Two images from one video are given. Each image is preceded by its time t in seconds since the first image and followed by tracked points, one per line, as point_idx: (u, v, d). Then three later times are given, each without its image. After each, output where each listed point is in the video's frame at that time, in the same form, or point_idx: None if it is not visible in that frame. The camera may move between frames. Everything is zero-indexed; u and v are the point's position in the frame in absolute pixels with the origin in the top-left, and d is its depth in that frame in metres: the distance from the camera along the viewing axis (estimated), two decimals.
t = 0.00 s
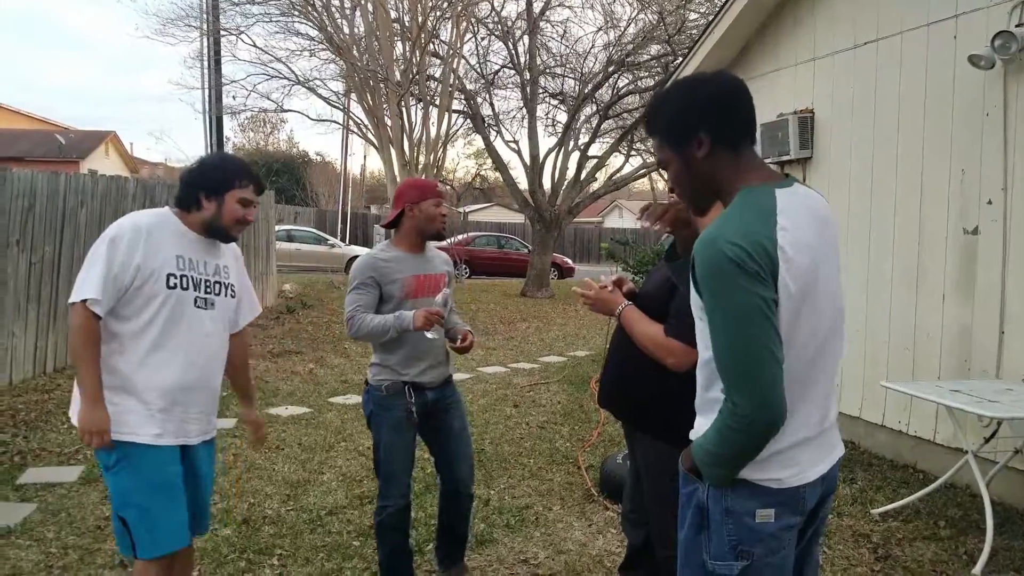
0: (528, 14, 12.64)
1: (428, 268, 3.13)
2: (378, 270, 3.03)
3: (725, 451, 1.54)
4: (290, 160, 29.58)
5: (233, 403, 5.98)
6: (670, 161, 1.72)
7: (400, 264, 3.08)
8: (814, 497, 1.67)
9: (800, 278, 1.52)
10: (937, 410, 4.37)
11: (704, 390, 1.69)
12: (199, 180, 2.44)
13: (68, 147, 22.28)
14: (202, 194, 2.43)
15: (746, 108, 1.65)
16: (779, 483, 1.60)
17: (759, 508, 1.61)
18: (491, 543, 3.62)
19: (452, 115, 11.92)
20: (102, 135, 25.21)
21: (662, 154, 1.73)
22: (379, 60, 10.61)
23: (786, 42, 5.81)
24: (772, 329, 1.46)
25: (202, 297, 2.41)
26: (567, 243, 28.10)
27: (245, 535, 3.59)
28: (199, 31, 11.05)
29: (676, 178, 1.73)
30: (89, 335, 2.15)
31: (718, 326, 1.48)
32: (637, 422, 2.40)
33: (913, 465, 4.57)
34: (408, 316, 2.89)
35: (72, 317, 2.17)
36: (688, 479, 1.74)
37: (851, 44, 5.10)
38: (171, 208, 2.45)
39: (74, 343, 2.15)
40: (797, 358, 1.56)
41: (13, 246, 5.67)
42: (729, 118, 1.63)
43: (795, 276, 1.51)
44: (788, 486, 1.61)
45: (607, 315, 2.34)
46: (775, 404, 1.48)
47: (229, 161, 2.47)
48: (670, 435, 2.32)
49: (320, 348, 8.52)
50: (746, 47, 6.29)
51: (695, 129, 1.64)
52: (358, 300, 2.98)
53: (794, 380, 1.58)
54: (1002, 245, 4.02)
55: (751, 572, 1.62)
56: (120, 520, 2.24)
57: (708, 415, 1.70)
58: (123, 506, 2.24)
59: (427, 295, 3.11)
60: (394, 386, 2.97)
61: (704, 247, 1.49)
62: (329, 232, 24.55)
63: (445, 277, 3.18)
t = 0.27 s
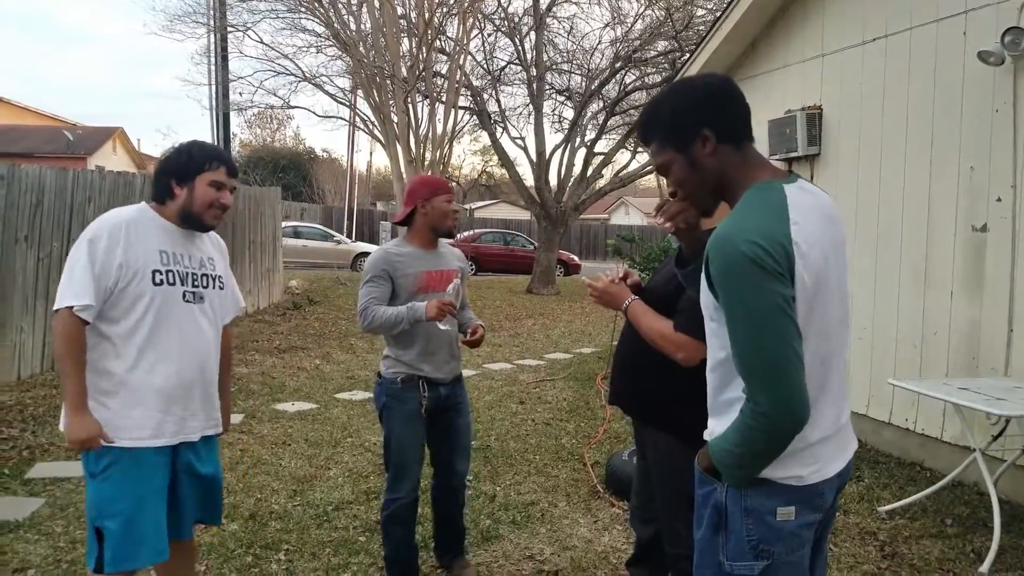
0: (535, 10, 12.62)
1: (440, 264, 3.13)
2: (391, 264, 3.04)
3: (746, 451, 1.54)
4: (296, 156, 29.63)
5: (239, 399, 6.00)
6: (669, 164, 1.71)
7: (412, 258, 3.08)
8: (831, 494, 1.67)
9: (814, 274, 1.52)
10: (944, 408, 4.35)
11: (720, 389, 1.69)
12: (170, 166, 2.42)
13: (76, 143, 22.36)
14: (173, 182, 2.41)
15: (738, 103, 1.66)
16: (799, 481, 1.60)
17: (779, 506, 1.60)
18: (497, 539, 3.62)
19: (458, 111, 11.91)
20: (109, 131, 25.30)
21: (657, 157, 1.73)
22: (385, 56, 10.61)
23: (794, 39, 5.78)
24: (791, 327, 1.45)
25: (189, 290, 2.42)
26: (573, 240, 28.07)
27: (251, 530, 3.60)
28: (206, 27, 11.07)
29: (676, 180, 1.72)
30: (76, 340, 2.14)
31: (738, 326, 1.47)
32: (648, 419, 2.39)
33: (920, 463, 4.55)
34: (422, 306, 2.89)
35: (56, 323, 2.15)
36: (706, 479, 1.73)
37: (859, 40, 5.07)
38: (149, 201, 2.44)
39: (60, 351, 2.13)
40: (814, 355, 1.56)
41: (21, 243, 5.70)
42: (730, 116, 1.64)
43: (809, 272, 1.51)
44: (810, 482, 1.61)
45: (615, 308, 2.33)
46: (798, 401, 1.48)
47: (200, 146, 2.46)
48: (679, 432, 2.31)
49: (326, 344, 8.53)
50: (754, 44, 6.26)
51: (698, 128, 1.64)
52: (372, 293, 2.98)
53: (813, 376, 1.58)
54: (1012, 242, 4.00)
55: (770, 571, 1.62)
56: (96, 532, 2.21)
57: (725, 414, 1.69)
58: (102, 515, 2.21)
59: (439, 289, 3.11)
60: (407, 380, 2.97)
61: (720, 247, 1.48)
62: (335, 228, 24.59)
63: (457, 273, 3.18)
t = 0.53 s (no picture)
0: (538, 7, 12.60)
1: (458, 260, 3.12)
2: (407, 258, 3.05)
3: (749, 449, 1.53)
4: (300, 153, 29.64)
5: (243, 396, 6.01)
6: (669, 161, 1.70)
7: (429, 254, 3.08)
8: (838, 492, 1.66)
9: (813, 270, 1.51)
10: (947, 406, 4.33)
11: (724, 387, 1.68)
12: (127, 163, 2.27)
13: (80, 139, 22.42)
14: (134, 180, 2.27)
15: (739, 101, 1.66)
16: (807, 476, 1.59)
17: (787, 503, 1.60)
18: (500, 536, 3.62)
19: (462, 108, 11.90)
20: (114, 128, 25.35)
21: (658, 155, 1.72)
22: (389, 53, 10.60)
23: (798, 36, 5.76)
24: (789, 326, 1.45)
25: (155, 294, 2.33)
26: (577, 237, 28.04)
27: (254, 527, 3.61)
28: (210, 24, 11.07)
29: (676, 177, 1.71)
30: (52, 371, 2.04)
31: (736, 326, 1.46)
32: (657, 417, 2.38)
33: (924, 460, 4.54)
34: (432, 305, 2.89)
35: (27, 357, 2.04)
36: (714, 475, 1.71)
37: (863, 37, 5.04)
38: (96, 200, 2.27)
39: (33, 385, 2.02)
40: (817, 352, 1.55)
41: (24, 240, 5.70)
42: (730, 114, 1.64)
43: (809, 270, 1.50)
44: (816, 479, 1.60)
45: (624, 308, 2.31)
46: (799, 400, 1.47)
47: (153, 137, 2.33)
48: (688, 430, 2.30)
49: (330, 341, 8.53)
50: (758, 40, 6.24)
51: (698, 124, 1.64)
52: (388, 287, 3.00)
53: (816, 374, 1.57)
54: (1015, 240, 3.99)
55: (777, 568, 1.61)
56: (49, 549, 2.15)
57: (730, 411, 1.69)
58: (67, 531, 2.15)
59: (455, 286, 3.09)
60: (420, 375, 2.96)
61: (716, 248, 1.48)
62: (339, 225, 24.61)
63: (475, 270, 3.17)
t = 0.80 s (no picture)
0: (539, 7, 12.59)
1: (464, 263, 3.13)
2: (412, 256, 3.06)
3: (743, 447, 1.53)
4: (300, 152, 29.64)
5: (242, 395, 6.01)
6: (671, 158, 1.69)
7: (434, 255, 3.09)
8: (840, 492, 1.65)
9: (806, 269, 1.50)
10: (946, 406, 4.33)
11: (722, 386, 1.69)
12: (100, 168, 2.16)
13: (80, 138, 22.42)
14: (109, 187, 2.17)
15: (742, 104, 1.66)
16: (806, 476, 1.59)
17: (787, 502, 1.59)
18: (499, 536, 3.62)
19: (462, 108, 11.90)
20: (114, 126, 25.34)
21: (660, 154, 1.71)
22: (389, 53, 10.59)
23: (798, 36, 5.75)
24: (779, 326, 1.45)
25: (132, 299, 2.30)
26: (577, 237, 28.03)
27: (253, 527, 3.60)
28: (210, 23, 11.05)
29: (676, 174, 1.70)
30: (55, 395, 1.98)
31: (727, 327, 1.47)
32: (658, 421, 2.38)
33: (923, 460, 4.53)
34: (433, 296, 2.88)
35: (25, 382, 1.96)
36: (716, 475, 1.71)
37: (863, 37, 5.03)
38: (62, 205, 2.15)
39: (34, 411, 1.96)
40: (813, 352, 1.54)
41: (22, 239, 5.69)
42: (730, 114, 1.64)
43: (801, 270, 1.49)
44: (815, 478, 1.59)
45: (622, 332, 2.29)
46: (790, 399, 1.47)
47: (123, 139, 2.22)
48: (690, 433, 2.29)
49: (329, 341, 8.52)
50: (758, 40, 6.23)
51: (699, 124, 1.64)
52: (392, 282, 3.00)
53: (811, 373, 1.56)
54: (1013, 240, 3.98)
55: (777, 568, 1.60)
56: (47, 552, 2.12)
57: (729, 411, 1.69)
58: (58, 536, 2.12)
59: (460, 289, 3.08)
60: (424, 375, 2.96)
61: (706, 248, 1.48)
62: (339, 224, 24.61)
63: (482, 275, 3.17)
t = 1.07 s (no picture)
0: (539, 9, 12.60)
1: (468, 264, 3.12)
2: (413, 255, 3.07)
3: (741, 444, 1.53)
4: (301, 154, 29.66)
5: (242, 396, 6.00)
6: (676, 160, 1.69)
7: (436, 255, 3.09)
8: (842, 492, 1.64)
9: (805, 267, 1.50)
10: (948, 408, 4.32)
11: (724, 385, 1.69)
12: (84, 170, 2.13)
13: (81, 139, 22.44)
14: (93, 190, 2.14)
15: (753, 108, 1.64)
16: (808, 475, 1.58)
17: (789, 501, 1.59)
18: (499, 538, 3.61)
19: (462, 109, 11.90)
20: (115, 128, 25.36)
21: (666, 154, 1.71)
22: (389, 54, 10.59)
23: (799, 37, 5.75)
24: (776, 322, 1.45)
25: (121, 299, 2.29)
26: (577, 238, 28.03)
27: (252, 528, 3.60)
28: (211, 24, 11.06)
29: (681, 176, 1.70)
30: (76, 393, 2.01)
31: (724, 323, 1.48)
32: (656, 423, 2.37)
33: (924, 463, 4.52)
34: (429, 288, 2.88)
35: (45, 384, 1.97)
36: (720, 473, 1.71)
37: (864, 39, 5.03)
38: (50, 208, 2.13)
39: (59, 410, 1.99)
40: (813, 350, 1.54)
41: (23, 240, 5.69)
42: (737, 116, 1.63)
43: (800, 268, 1.49)
44: (816, 478, 1.58)
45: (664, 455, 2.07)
46: (787, 396, 1.47)
47: (107, 140, 2.19)
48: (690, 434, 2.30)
49: (329, 342, 8.52)
50: (759, 42, 6.23)
51: (705, 128, 1.63)
52: (393, 280, 3.00)
53: (811, 371, 1.55)
54: (1014, 242, 3.98)
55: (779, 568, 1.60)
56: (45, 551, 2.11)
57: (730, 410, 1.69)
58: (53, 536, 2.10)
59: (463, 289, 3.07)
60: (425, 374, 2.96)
61: (704, 245, 1.50)
62: (340, 225, 24.61)
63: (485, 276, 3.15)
